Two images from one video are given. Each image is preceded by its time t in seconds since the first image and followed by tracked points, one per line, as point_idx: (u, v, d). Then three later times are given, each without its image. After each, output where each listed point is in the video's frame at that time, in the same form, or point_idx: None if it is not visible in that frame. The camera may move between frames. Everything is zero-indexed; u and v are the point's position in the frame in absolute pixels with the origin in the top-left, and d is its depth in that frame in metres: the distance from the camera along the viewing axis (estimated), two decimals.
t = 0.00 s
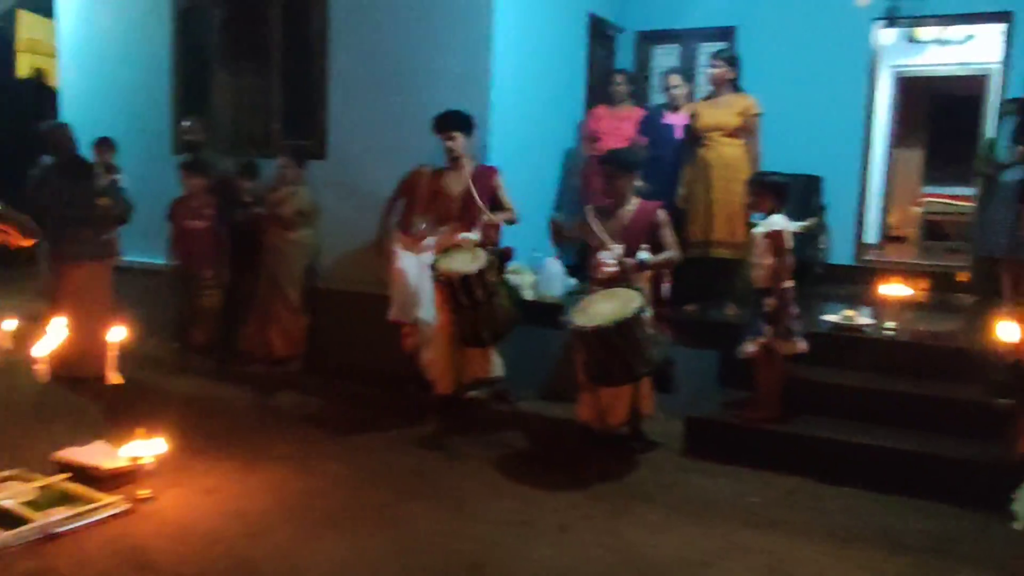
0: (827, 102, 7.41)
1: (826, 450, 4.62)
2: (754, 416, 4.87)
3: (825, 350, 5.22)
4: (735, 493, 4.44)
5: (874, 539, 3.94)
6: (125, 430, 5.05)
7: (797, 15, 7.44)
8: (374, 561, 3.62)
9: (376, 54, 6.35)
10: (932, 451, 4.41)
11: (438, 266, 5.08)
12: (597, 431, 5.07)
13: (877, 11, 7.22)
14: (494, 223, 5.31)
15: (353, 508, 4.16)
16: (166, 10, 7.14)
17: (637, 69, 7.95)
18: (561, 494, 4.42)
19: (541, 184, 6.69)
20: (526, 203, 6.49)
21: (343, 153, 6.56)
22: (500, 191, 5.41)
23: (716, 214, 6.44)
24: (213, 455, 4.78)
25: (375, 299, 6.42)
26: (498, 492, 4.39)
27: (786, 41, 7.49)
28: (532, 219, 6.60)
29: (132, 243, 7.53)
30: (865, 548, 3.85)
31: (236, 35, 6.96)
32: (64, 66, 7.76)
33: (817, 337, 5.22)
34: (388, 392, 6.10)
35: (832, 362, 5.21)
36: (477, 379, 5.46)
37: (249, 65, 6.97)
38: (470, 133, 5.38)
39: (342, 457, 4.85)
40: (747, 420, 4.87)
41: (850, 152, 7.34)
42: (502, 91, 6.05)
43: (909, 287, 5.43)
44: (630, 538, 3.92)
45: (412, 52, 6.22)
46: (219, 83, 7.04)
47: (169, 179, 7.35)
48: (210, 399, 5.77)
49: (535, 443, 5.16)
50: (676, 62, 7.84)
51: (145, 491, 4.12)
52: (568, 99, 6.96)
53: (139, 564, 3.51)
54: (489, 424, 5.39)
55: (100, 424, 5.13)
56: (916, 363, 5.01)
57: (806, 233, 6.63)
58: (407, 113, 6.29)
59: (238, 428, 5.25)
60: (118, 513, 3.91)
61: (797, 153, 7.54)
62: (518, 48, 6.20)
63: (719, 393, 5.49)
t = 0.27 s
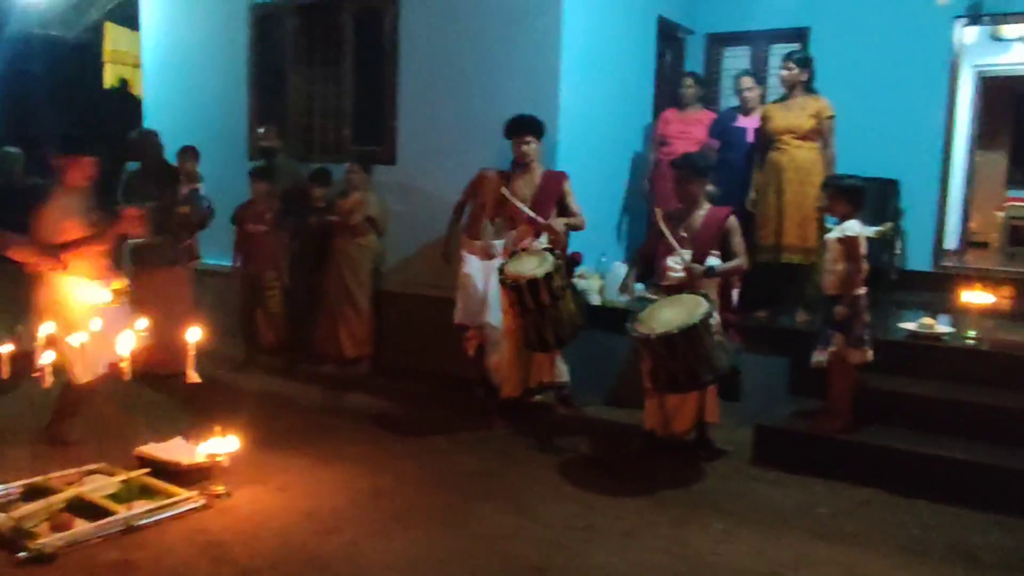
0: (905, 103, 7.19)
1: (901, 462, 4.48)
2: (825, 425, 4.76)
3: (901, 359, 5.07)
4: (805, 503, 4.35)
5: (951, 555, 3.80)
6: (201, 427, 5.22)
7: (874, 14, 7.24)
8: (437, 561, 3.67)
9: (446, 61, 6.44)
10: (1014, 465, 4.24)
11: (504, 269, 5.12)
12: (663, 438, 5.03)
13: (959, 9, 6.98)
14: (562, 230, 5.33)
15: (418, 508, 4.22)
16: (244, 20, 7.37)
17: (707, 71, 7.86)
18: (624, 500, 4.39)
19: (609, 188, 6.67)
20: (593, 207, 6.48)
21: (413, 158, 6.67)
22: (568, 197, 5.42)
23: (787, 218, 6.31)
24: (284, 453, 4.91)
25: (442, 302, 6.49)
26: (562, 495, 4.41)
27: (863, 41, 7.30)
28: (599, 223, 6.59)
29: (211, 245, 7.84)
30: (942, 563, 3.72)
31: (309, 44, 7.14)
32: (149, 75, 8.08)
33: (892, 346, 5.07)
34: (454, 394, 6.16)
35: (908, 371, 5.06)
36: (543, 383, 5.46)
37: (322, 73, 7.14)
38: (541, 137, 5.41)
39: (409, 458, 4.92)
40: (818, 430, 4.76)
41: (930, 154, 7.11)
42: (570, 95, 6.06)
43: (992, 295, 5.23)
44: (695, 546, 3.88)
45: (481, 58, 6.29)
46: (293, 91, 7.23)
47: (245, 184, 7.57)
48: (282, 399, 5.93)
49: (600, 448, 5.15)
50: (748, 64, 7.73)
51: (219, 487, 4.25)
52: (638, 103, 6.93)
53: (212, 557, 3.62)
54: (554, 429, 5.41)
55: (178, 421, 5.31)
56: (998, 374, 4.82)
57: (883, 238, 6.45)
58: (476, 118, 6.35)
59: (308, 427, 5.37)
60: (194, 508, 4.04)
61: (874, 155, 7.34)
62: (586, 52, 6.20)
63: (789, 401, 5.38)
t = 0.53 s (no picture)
0: (975, 105, 6.94)
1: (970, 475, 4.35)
2: (889, 436, 4.65)
3: (970, 369, 4.92)
4: (869, 515, 4.25)
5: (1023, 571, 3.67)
6: (265, 427, 5.34)
7: (943, 13, 7.00)
8: (494, 564, 3.69)
9: (505, 66, 6.47)
10: None
11: (562, 274, 5.12)
12: (721, 446, 4.97)
13: None
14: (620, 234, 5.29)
15: (476, 511, 4.25)
16: (308, 29, 7.53)
17: (768, 75, 7.75)
18: (682, 507, 4.35)
19: (668, 193, 6.62)
20: (651, 212, 6.44)
21: (471, 163, 6.72)
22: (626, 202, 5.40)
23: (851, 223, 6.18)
24: (344, 454, 4.99)
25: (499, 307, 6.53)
26: (619, 501, 4.40)
27: (930, 41, 7.07)
28: (657, 228, 6.55)
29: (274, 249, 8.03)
30: None
31: (371, 52, 7.26)
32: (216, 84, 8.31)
33: (961, 355, 4.92)
34: (510, 398, 6.18)
35: (978, 381, 4.90)
36: (602, 388, 5.49)
37: (383, 80, 7.25)
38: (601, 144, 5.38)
39: (466, 461, 4.96)
40: (882, 440, 4.65)
41: (1001, 158, 6.86)
42: (628, 100, 6.04)
43: None
44: (755, 555, 3.83)
45: (540, 63, 6.31)
46: (355, 98, 7.36)
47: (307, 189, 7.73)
48: (342, 400, 6.03)
49: (657, 455, 5.11)
50: (810, 68, 7.61)
51: (282, 486, 4.34)
52: (697, 107, 6.87)
53: (275, 555, 3.70)
54: (611, 435, 5.40)
55: (243, 421, 5.45)
56: None
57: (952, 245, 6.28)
58: (534, 123, 6.37)
59: (368, 429, 5.45)
60: (257, 506, 4.14)
61: (941, 160, 7.11)
62: (645, 56, 6.17)
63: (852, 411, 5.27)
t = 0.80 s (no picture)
0: None
1: None
2: (950, 447, 4.53)
3: None
4: (928, 528, 4.15)
5: None
6: (319, 428, 5.43)
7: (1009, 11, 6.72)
8: (544, 568, 3.68)
9: (558, 70, 6.49)
10: None
11: (615, 279, 5.11)
12: (775, 454, 4.89)
13: None
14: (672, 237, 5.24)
15: (526, 515, 4.26)
16: (364, 36, 7.63)
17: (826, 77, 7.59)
18: (735, 516, 4.29)
19: (722, 198, 6.55)
20: (705, 217, 6.38)
21: (523, 167, 6.74)
22: (678, 206, 5.33)
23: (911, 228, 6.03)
24: (396, 455, 5.04)
25: (550, 311, 6.54)
26: (671, 508, 4.37)
27: (996, 40, 6.80)
28: (711, 233, 6.48)
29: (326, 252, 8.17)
30: None
31: (425, 57, 7.33)
32: (274, 90, 8.47)
33: None
34: (561, 403, 6.17)
35: None
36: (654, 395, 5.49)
37: (436, 85, 7.31)
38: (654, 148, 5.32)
39: (517, 464, 4.98)
40: (943, 451, 4.53)
41: None
42: (682, 104, 5.99)
43: None
44: (810, 565, 3.77)
45: (593, 68, 6.31)
46: (409, 103, 7.44)
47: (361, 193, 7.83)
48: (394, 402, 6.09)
49: (709, 462, 5.05)
50: (870, 69, 7.41)
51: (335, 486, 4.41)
52: (754, 110, 6.78)
53: (328, 554, 3.76)
54: (663, 441, 5.36)
55: (298, 421, 5.54)
56: None
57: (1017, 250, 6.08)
58: (587, 127, 6.37)
59: (419, 431, 5.50)
60: (311, 505, 4.21)
61: (1007, 164, 6.86)
62: (699, 60, 6.12)
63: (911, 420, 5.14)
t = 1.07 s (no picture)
0: None
1: None
2: (1006, 457, 4.42)
3: None
4: (983, 540, 4.05)
5: None
6: (363, 428, 5.49)
7: None
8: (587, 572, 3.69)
9: (603, 74, 6.48)
10: None
11: (659, 282, 5.07)
12: (823, 461, 4.81)
13: None
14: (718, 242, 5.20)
15: (569, 518, 4.26)
16: (410, 41, 7.71)
17: (877, 77, 7.42)
18: (781, 523, 4.24)
19: (770, 201, 6.46)
20: (752, 220, 6.30)
21: (568, 171, 6.74)
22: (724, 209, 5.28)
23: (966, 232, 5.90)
24: (440, 457, 5.08)
25: (594, 314, 6.53)
26: (715, 514, 4.33)
27: None
28: (758, 237, 6.40)
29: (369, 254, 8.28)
30: None
31: (470, 61, 7.37)
32: (322, 95, 8.60)
33: None
34: (604, 406, 6.15)
35: None
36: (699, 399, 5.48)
37: (481, 89, 7.35)
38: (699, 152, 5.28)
39: (560, 467, 4.98)
40: (998, 461, 4.42)
41: None
42: (729, 106, 5.93)
43: None
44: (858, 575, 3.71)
45: (639, 70, 6.29)
46: (454, 107, 7.50)
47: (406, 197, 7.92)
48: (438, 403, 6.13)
49: (754, 468, 4.99)
50: (925, 69, 7.22)
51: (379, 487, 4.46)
52: (803, 112, 6.69)
53: (372, 553, 3.80)
54: (707, 446, 5.32)
55: (342, 421, 5.61)
56: None
57: None
58: (633, 130, 6.35)
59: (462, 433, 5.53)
60: (356, 505, 4.26)
61: None
62: (747, 61, 6.05)
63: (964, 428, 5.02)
